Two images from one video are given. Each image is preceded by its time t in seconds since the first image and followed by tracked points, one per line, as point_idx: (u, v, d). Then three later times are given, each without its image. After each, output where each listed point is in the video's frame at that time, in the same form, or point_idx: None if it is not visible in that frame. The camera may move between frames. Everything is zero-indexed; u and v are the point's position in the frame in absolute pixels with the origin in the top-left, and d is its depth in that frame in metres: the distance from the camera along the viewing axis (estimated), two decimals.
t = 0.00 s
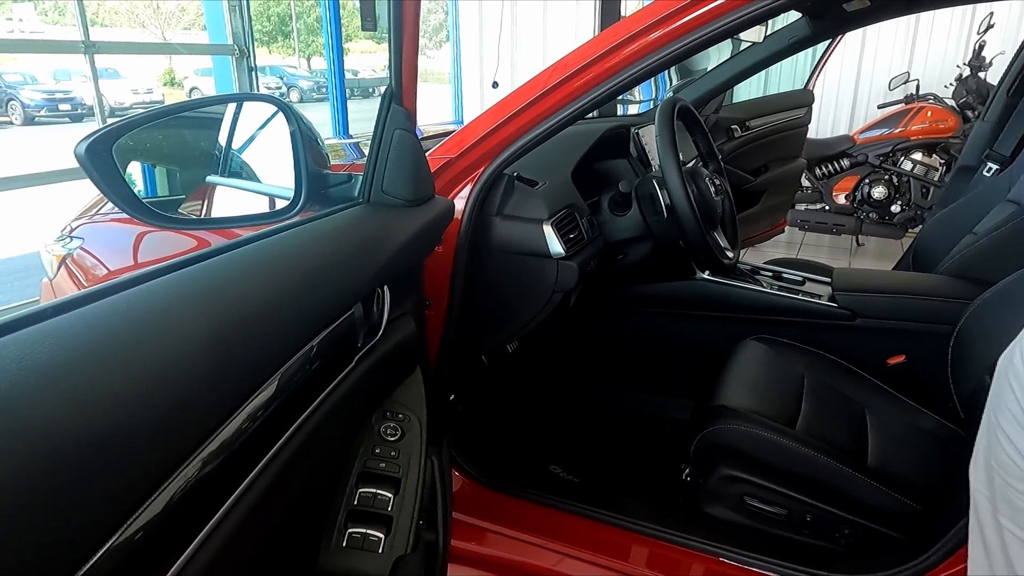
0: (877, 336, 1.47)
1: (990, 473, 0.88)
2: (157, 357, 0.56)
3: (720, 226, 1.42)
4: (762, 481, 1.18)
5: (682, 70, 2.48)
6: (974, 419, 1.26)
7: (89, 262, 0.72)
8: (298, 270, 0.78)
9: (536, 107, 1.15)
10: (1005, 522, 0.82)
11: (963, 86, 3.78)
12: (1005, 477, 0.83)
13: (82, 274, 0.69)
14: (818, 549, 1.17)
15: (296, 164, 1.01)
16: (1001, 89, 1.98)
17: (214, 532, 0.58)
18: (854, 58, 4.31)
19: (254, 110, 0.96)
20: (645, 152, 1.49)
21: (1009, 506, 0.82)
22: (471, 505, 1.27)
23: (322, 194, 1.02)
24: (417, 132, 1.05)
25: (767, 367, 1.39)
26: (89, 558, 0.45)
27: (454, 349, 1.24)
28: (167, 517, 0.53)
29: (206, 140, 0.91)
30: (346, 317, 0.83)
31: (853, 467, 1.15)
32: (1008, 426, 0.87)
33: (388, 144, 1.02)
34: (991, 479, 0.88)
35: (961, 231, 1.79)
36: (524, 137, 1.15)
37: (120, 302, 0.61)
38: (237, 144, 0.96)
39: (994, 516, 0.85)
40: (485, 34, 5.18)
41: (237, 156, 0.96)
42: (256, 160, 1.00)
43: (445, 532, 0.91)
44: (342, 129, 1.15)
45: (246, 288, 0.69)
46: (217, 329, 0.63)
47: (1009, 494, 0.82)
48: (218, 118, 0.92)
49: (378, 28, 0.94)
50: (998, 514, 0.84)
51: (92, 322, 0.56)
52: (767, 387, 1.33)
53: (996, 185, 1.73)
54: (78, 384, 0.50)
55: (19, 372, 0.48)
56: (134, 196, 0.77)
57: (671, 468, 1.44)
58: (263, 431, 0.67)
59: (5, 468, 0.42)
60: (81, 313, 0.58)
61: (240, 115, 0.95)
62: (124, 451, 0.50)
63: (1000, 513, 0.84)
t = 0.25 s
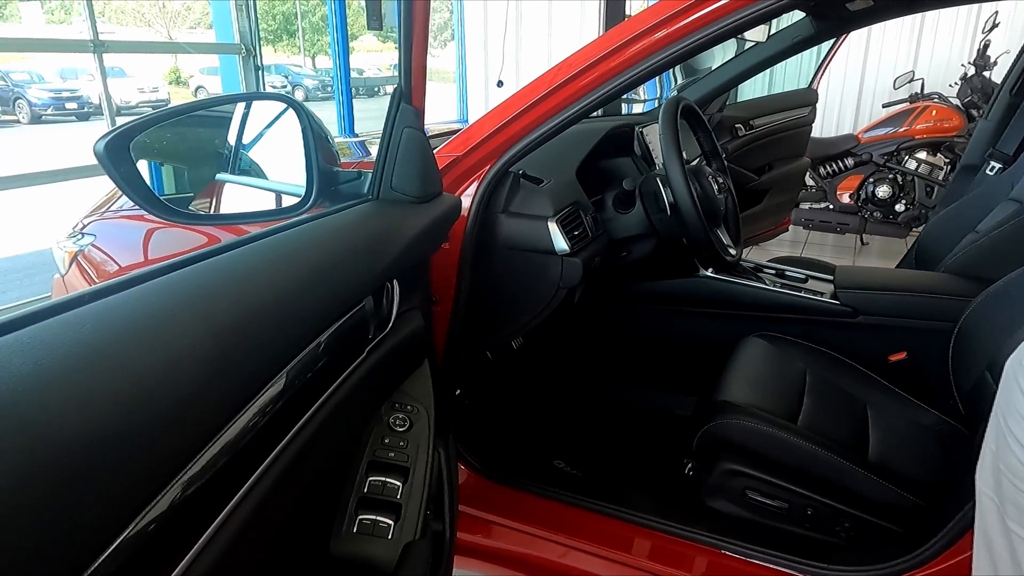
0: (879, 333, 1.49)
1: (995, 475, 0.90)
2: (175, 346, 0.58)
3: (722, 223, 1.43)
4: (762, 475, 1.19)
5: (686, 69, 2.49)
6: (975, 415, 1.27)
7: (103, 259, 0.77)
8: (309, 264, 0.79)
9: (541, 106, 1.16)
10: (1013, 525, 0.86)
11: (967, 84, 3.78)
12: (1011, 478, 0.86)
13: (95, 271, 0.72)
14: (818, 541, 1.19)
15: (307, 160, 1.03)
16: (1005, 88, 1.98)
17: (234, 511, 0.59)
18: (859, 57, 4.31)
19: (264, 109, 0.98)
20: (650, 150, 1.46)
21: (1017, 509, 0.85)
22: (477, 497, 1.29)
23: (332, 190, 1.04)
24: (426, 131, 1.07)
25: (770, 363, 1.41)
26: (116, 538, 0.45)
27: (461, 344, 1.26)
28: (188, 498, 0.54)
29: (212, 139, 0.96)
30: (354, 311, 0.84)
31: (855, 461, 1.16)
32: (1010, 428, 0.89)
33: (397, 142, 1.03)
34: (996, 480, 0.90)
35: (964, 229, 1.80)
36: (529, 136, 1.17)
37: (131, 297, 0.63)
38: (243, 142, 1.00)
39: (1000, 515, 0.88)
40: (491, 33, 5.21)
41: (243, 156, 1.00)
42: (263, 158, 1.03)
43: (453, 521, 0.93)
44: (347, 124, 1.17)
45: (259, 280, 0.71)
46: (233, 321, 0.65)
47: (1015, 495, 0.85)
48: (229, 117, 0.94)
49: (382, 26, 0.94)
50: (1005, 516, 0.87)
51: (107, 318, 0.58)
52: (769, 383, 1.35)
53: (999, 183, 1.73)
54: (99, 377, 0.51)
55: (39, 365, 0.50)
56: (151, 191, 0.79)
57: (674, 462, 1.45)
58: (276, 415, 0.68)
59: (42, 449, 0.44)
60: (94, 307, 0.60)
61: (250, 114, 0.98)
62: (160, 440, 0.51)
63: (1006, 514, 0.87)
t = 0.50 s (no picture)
0: (879, 329, 1.50)
1: (996, 473, 0.91)
2: (190, 334, 0.60)
3: (724, 219, 1.45)
4: (763, 467, 1.21)
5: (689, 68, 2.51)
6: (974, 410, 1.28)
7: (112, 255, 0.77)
8: (318, 257, 0.81)
9: (545, 103, 1.18)
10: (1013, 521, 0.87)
11: (971, 83, 3.79)
12: (1011, 476, 0.87)
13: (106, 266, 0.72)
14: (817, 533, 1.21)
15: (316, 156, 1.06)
16: (1006, 87, 1.99)
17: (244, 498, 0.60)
18: (862, 56, 4.31)
19: (271, 107, 1.00)
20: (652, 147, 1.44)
21: (1017, 506, 0.86)
22: (482, 489, 1.32)
23: (342, 185, 1.06)
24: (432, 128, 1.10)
25: (770, 359, 1.43)
26: (129, 524, 0.47)
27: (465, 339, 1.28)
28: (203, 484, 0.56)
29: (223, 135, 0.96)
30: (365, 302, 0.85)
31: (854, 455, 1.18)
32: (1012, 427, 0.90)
33: (405, 138, 1.06)
34: (998, 478, 0.90)
35: (965, 227, 1.81)
36: (533, 134, 1.19)
37: (151, 284, 0.66)
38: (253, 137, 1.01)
39: (1001, 513, 0.89)
40: (495, 31, 5.22)
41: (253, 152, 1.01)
42: (271, 153, 1.05)
43: (458, 510, 0.94)
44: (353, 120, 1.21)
45: (270, 272, 0.74)
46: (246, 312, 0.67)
47: (1013, 491, 0.87)
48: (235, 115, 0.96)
49: (387, 26, 0.95)
50: (1004, 513, 0.88)
51: (125, 307, 0.61)
52: (770, 378, 1.37)
53: (1000, 181, 1.74)
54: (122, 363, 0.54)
55: (66, 348, 0.52)
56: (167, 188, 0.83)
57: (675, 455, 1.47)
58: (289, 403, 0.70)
59: (67, 433, 0.47)
60: (111, 297, 0.62)
61: (257, 112, 0.99)
62: (178, 422, 0.54)
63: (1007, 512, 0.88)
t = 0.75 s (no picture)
0: (876, 328, 1.53)
1: (1003, 484, 0.88)
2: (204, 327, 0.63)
3: (723, 219, 1.47)
4: (760, 463, 1.23)
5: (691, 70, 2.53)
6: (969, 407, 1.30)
7: (118, 252, 0.76)
8: (328, 254, 0.84)
9: (548, 106, 1.21)
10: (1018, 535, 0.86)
11: (971, 85, 3.80)
12: (1017, 486, 0.85)
13: (112, 265, 0.72)
14: (814, 526, 1.23)
15: (325, 157, 1.09)
16: (1004, 88, 2.01)
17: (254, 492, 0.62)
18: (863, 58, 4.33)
19: (279, 108, 1.03)
20: (653, 148, 1.46)
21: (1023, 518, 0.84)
22: (485, 484, 1.34)
23: (350, 184, 1.09)
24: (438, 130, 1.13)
25: (769, 357, 1.45)
26: (139, 522, 0.49)
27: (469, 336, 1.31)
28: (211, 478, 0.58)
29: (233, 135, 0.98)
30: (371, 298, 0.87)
31: (851, 451, 1.20)
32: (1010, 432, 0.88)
33: (411, 139, 1.10)
34: (1003, 489, 0.88)
35: (963, 227, 1.83)
36: (537, 135, 1.22)
37: (167, 279, 0.69)
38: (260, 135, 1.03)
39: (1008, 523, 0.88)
40: (498, 33, 5.25)
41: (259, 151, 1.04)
42: (274, 152, 1.07)
43: (462, 502, 0.96)
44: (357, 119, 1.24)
45: (281, 271, 0.77)
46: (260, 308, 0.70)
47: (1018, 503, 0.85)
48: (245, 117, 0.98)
49: (390, 27, 0.97)
50: (1012, 525, 0.86)
51: (139, 306, 0.63)
52: (769, 375, 1.39)
53: (997, 182, 1.76)
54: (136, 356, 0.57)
55: (84, 344, 0.56)
56: (182, 188, 0.85)
57: (675, 452, 1.50)
58: (294, 400, 0.72)
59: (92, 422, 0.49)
60: (125, 294, 0.65)
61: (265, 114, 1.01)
62: (193, 415, 0.57)
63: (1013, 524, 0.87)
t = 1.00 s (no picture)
0: (867, 325, 1.56)
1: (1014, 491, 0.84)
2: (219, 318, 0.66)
3: (716, 219, 1.51)
4: (753, 456, 1.26)
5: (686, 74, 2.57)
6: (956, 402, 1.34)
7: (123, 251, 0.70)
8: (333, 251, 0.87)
9: (546, 108, 1.24)
10: None
11: (964, 87, 3.83)
12: None
13: (118, 265, 0.65)
14: (805, 517, 1.26)
15: (331, 158, 1.13)
16: (993, 91, 2.05)
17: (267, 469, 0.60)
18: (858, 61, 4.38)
19: (286, 112, 1.03)
20: (649, 151, 1.52)
21: None
22: (485, 478, 1.38)
23: (354, 185, 1.13)
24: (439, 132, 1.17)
25: (762, 354, 1.48)
26: (145, 517, 0.45)
27: (469, 333, 1.34)
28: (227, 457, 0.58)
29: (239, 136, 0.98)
30: (380, 288, 0.86)
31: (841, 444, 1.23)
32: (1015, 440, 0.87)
33: (413, 141, 1.14)
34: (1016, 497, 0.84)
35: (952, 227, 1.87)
36: (537, 135, 1.25)
37: (178, 275, 0.65)
38: (265, 134, 1.03)
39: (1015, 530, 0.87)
40: (496, 36, 5.29)
41: (263, 149, 1.04)
42: (277, 150, 1.08)
43: (462, 491, 0.99)
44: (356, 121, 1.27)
45: (310, 253, 0.78)
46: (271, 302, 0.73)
47: None
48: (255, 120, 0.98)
49: (390, 30, 1.01)
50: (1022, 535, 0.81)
51: (150, 300, 0.59)
52: (761, 372, 1.42)
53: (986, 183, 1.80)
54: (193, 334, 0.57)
55: (98, 339, 0.52)
56: (188, 185, 0.86)
57: (672, 447, 1.53)
58: (305, 382, 0.71)
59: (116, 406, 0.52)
60: (139, 289, 0.60)
61: (274, 117, 1.02)
62: (220, 397, 0.56)
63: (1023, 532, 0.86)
